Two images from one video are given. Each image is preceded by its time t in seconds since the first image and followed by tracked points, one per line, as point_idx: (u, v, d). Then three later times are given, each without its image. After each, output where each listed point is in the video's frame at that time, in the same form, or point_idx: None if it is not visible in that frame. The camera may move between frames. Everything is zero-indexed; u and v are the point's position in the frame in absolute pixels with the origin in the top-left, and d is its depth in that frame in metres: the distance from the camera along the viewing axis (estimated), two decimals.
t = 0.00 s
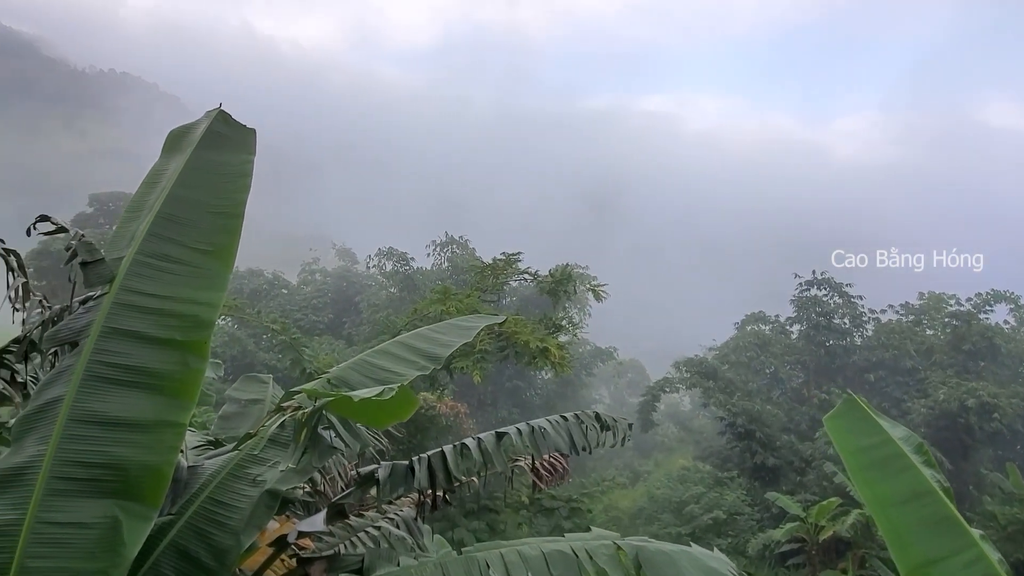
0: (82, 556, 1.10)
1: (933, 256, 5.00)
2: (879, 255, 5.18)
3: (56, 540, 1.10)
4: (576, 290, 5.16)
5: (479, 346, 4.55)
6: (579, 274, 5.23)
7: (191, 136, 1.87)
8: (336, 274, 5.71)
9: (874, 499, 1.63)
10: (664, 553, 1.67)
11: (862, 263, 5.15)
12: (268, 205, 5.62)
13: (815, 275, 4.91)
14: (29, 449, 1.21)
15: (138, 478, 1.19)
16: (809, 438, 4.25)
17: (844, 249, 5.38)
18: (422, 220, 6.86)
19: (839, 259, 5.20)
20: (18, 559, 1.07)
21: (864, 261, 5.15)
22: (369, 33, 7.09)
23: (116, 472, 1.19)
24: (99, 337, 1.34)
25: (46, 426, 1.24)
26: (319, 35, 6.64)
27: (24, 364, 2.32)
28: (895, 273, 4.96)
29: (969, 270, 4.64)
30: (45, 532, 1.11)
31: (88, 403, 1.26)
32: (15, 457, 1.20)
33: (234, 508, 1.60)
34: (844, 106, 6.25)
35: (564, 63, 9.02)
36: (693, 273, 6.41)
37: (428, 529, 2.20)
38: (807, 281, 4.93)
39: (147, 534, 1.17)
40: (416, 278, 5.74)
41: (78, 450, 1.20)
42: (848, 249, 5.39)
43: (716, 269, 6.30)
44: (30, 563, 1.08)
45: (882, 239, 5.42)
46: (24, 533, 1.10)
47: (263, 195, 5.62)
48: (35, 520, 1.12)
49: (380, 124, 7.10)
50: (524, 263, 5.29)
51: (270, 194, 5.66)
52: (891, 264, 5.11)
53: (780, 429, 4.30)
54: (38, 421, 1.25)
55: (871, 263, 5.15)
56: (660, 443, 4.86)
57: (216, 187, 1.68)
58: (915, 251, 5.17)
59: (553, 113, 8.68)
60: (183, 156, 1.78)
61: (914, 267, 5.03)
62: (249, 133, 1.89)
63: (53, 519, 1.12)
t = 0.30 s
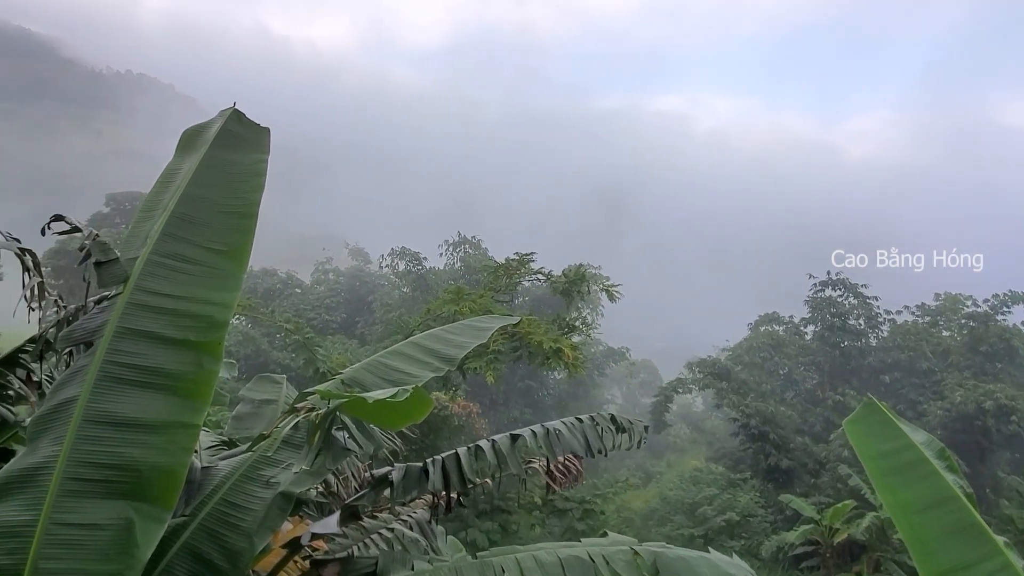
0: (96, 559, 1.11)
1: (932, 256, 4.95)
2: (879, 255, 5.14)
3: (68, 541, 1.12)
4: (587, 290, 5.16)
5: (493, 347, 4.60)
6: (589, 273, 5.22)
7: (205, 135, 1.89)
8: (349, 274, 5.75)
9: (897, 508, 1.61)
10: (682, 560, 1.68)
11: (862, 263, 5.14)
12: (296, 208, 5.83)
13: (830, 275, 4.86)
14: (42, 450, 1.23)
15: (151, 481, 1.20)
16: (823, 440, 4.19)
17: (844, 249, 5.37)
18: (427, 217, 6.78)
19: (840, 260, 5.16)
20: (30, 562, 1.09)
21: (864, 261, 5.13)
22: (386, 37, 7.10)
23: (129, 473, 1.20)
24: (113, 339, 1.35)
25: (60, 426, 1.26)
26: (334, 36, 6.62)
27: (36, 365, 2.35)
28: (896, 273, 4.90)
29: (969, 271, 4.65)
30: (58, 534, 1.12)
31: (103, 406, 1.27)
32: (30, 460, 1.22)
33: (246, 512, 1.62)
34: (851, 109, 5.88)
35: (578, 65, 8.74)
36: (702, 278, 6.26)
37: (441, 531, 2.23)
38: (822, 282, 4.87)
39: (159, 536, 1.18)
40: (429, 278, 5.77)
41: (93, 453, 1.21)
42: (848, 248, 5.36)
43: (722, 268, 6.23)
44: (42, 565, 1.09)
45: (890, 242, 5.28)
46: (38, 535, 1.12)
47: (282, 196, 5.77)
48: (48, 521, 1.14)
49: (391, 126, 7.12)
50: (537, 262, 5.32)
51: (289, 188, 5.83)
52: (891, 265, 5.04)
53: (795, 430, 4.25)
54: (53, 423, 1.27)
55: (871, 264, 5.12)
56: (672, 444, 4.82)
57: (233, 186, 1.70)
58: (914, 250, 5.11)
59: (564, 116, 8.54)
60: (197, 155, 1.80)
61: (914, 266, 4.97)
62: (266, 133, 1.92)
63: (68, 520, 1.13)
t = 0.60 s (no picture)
0: (106, 560, 1.16)
1: (932, 256, 4.93)
2: (879, 254, 5.05)
3: (79, 541, 1.18)
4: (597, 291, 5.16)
5: (503, 348, 4.58)
6: (599, 274, 5.20)
7: (216, 136, 1.94)
8: (360, 274, 5.78)
9: (911, 511, 1.64)
10: (694, 565, 1.69)
11: (862, 263, 5.05)
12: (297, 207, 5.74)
13: (842, 279, 4.75)
14: (53, 450, 1.29)
15: (161, 482, 1.26)
16: (834, 441, 4.17)
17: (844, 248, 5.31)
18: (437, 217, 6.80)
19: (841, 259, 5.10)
20: (42, 562, 1.15)
21: (864, 261, 5.05)
22: (394, 36, 7.00)
23: (139, 474, 1.26)
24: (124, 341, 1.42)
25: (72, 427, 1.32)
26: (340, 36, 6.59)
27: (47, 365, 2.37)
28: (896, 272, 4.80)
29: (970, 271, 4.69)
30: (70, 535, 1.18)
31: (114, 408, 1.33)
32: (43, 459, 1.28)
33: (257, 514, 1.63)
34: (866, 109, 5.91)
35: (589, 60, 8.57)
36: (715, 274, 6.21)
37: (450, 532, 2.23)
38: (835, 283, 4.77)
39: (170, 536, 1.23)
40: (438, 279, 5.83)
41: (106, 453, 1.28)
42: (848, 248, 5.29)
43: (737, 267, 6.13)
44: (53, 565, 1.15)
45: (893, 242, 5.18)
46: (52, 535, 1.18)
47: (291, 195, 5.73)
48: (61, 521, 1.20)
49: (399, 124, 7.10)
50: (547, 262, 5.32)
51: (297, 185, 5.82)
52: (891, 264, 4.94)
53: (806, 432, 4.22)
54: (65, 422, 1.33)
55: (871, 264, 5.03)
56: (682, 445, 4.76)
57: (244, 188, 1.75)
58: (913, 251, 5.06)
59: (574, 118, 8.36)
60: (209, 156, 1.85)
61: (915, 266, 4.91)
62: (276, 133, 1.95)
63: (80, 520, 1.20)
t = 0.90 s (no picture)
0: (107, 561, 1.18)
1: (932, 257, 4.87)
2: (880, 255, 4.94)
3: (81, 542, 1.19)
4: (604, 291, 5.16)
5: (509, 348, 4.58)
6: (605, 275, 5.20)
7: (220, 137, 1.97)
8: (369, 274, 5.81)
9: (918, 509, 1.82)
10: (695, 567, 1.75)
11: (862, 263, 4.95)
12: (302, 206, 5.80)
13: (852, 278, 4.70)
14: (57, 451, 1.31)
15: (163, 483, 1.29)
16: (844, 443, 4.15)
17: (844, 246, 5.28)
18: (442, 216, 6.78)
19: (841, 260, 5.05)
20: (43, 562, 1.16)
21: (864, 261, 4.96)
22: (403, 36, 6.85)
23: (142, 475, 1.28)
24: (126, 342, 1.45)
25: (74, 427, 1.34)
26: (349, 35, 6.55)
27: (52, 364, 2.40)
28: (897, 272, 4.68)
29: (971, 272, 4.69)
30: (73, 535, 1.20)
31: (117, 408, 1.36)
32: (46, 460, 1.30)
33: (257, 515, 1.64)
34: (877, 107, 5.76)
35: (602, 61, 8.13)
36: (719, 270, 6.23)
37: (453, 534, 2.23)
38: (844, 283, 4.72)
39: (171, 538, 1.25)
40: (447, 279, 5.81)
41: (109, 454, 1.30)
42: (849, 248, 5.23)
43: (742, 268, 6.12)
44: (55, 565, 1.16)
45: (892, 242, 5.13)
46: (53, 536, 1.20)
47: (296, 195, 5.81)
48: (63, 521, 1.22)
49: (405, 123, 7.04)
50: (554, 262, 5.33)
51: (302, 184, 5.88)
52: (891, 265, 4.84)
53: (815, 434, 4.18)
54: (67, 424, 1.35)
55: (871, 264, 4.94)
56: (690, 446, 4.78)
57: (250, 188, 1.79)
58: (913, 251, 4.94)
59: (573, 118, 8.05)
60: (212, 157, 1.89)
61: (914, 266, 4.81)
62: (281, 134, 1.99)
63: (83, 521, 1.21)
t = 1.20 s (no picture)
0: (106, 561, 1.21)
1: (932, 257, 4.97)
2: (880, 254, 5.11)
3: (79, 542, 1.22)
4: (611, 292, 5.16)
5: (513, 348, 4.65)
6: (613, 275, 5.20)
7: (221, 137, 1.99)
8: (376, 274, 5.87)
9: (924, 514, 1.80)
10: (695, 571, 1.81)
11: (862, 263, 5.12)
12: (308, 205, 5.80)
13: (862, 279, 4.69)
14: (56, 451, 1.33)
15: (161, 484, 1.31)
16: (852, 445, 4.13)
17: (844, 246, 5.39)
18: (450, 218, 6.75)
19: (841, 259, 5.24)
20: (42, 562, 1.19)
21: (864, 261, 5.12)
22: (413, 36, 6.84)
23: (140, 476, 1.31)
24: (125, 343, 1.46)
25: (73, 427, 1.36)
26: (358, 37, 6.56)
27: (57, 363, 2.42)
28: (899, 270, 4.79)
29: (971, 272, 4.82)
30: (71, 535, 1.23)
31: (115, 409, 1.38)
32: (45, 460, 1.32)
33: (255, 517, 1.65)
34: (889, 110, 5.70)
35: (604, 61, 7.68)
36: (728, 270, 6.00)
37: (455, 535, 2.24)
38: (854, 284, 4.70)
39: (168, 538, 1.28)
40: (454, 279, 5.89)
41: (108, 454, 1.32)
42: (849, 248, 5.36)
43: (749, 266, 5.95)
44: (53, 565, 1.19)
45: (891, 242, 5.22)
46: (53, 536, 1.22)
47: (296, 195, 5.76)
48: (62, 521, 1.25)
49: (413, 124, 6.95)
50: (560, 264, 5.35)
51: (301, 180, 5.83)
52: (891, 265, 5.00)
53: (824, 435, 4.15)
54: (65, 423, 1.37)
55: (871, 264, 5.09)
56: (698, 447, 4.69)
57: (250, 187, 1.81)
58: (914, 251, 5.06)
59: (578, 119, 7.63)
60: (213, 157, 1.90)
61: (915, 267, 4.89)
62: (281, 134, 2.00)
63: (81, 522, 1.24)
